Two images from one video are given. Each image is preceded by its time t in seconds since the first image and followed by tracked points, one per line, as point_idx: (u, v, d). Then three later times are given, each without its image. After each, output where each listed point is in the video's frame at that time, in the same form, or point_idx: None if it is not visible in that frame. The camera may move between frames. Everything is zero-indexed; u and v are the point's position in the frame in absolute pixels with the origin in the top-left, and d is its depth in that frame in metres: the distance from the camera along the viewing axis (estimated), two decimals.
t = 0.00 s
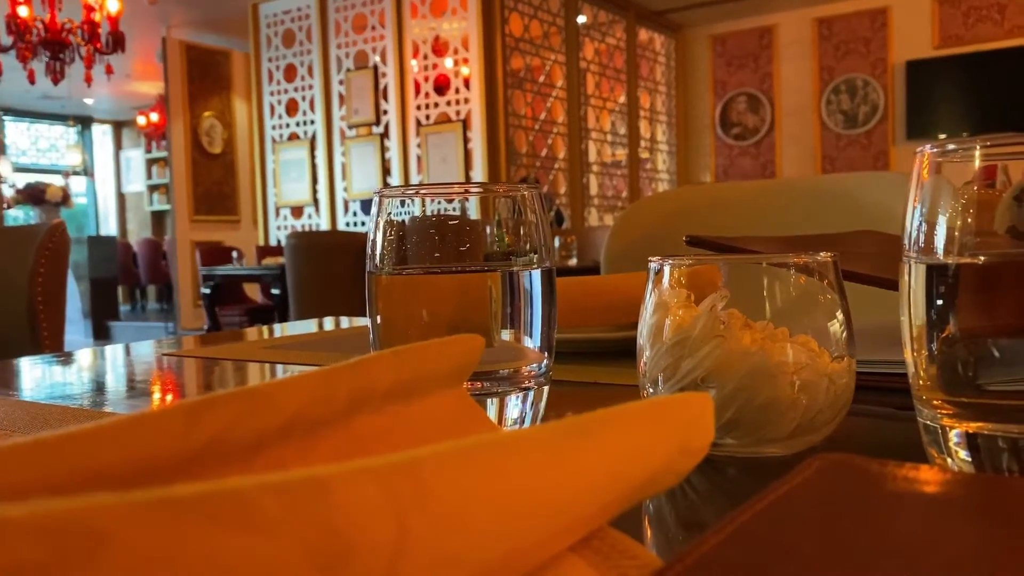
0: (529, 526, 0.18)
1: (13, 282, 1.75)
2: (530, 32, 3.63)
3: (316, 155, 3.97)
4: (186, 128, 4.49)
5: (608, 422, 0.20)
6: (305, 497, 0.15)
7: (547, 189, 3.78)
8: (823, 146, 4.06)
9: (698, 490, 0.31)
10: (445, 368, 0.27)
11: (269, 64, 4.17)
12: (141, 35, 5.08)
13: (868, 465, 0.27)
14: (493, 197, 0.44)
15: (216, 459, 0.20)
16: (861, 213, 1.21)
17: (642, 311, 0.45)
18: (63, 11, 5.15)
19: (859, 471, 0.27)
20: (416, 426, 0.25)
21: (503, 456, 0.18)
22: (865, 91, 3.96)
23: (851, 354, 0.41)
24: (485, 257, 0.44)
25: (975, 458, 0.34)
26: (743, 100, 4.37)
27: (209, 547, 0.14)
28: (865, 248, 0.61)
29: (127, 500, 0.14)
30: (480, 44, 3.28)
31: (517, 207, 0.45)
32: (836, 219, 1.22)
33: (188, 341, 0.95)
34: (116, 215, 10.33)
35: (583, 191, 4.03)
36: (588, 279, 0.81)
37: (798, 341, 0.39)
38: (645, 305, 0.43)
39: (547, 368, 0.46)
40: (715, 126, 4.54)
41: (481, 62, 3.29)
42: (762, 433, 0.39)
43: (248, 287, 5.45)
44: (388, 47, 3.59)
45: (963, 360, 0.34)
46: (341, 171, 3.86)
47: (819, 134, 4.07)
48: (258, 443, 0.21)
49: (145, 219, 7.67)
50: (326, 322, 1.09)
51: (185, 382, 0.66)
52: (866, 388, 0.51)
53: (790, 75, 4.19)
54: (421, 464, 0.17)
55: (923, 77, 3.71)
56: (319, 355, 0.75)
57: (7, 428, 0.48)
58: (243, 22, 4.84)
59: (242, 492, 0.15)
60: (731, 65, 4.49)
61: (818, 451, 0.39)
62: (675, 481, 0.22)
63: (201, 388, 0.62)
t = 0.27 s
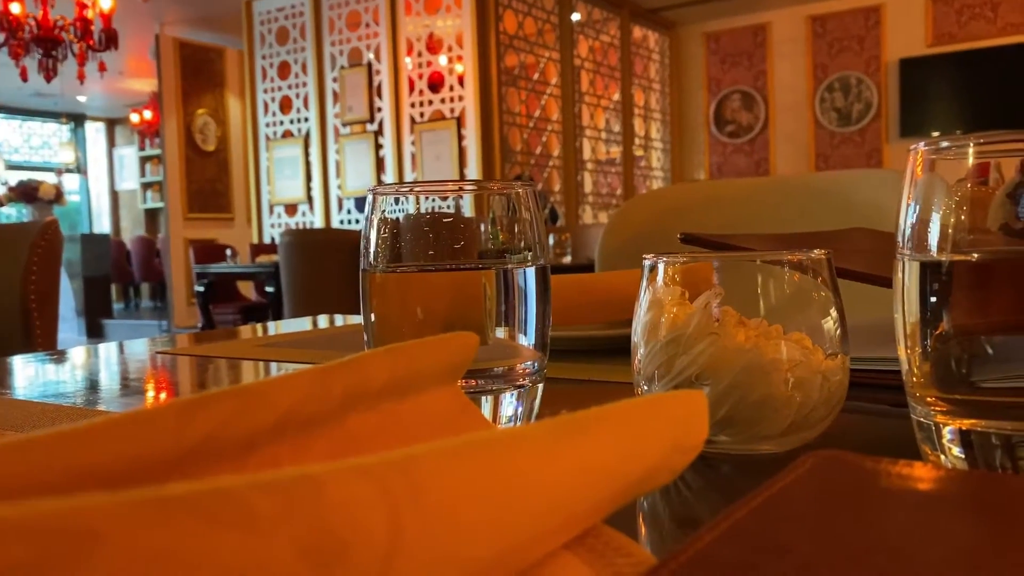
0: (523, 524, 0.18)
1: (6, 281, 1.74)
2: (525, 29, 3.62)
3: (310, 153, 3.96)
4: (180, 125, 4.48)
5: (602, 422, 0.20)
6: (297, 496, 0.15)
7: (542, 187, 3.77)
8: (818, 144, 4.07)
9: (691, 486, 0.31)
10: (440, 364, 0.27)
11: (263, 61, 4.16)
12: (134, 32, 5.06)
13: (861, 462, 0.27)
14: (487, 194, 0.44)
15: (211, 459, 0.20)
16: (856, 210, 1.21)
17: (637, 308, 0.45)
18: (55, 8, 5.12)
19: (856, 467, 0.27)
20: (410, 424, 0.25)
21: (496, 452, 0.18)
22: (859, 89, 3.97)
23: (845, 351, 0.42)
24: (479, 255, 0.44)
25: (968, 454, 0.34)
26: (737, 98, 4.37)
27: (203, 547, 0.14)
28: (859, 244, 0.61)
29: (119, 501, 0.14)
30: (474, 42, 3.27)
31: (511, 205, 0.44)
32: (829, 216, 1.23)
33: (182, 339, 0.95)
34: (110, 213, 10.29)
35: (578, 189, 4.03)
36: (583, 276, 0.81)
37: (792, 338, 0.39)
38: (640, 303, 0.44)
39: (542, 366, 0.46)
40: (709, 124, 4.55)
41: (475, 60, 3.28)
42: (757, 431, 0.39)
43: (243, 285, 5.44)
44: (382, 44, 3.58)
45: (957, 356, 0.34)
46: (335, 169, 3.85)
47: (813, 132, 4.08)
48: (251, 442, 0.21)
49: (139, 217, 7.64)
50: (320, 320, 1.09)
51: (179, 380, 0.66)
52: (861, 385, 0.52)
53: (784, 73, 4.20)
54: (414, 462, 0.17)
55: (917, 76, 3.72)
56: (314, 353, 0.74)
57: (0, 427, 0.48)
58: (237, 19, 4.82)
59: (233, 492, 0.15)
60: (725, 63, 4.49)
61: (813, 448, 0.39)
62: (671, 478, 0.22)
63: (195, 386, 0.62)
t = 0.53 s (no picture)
0: (516, 523, 0.18)
1: None
2: (519, 27, 3.61)
3: (303, 150, 3.95)
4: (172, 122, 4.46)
5: (597, 420, 0.20)
6: (292, 495, 0.15)
7: (536, 185, 3.77)
8: (811, 141, 4.07)
9: (685, 484, 0.31)
10: (433, 362, 0.27)
11: (256, 58, 4.15)
12: (127, 29, 5.03)
13: (855, 459, 0.27)
14: (481, 192, 0.43)
15: (204, 457, 0.20)
16: (850, 209, 1.21)
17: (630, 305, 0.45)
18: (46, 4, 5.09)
19: (850, 463, 0.27)
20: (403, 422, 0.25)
21: (490, 451, 0.18)
22: (852, 86, 3.98)
23: (839, 348, 0.42)
24: (473, 253, 0.44)
25: (961, 452, 0.34)
26: (731, 96, 4.37)
27: (197, 548, 0.14)
28: (852, 242, 0.61)
29: (112, 501, 0.14)
30: (468, 39, 3.27)
31: (505, 202, 0.44)
32: (824, 214, 1.23)
33: (175, 336, 0.95)
34: (102, 210, 10.24)
35: (572, 186, 4.03)
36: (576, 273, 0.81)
37: (786, 335, 0.40)
38: (634, 300, 0.44)
39: (535, 364, 0.46)
40: (703, 122, 4.55)
41: (469, 57, 3.28)
42: (749, 427, 0.39)
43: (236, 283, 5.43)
44: (375, 41, 3.57)
45: (951, 353, 0.35)
46: (328, 166, 3.84)
47: (807, 129, 4.08)
48: (246, 439, 0.21)
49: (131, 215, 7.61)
50: (314, 318, 1.09)
51: (173, 378, 0.65)
52: (854, 382, 0.52)
53: (778, 71, 4.20)
54: (408, 459, 0.17)
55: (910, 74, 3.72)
56: (307, 351, 0.74)
57: None
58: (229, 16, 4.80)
59: (226, 491, 0.15)
60: (718, 61, 4.49)
61: (806, 445, 0.40)
62: (665, 475, 0.22)
63: (188, 384, 0.62)
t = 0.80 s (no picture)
0: (510, 521, 0.18)
1: None
2: (512, 24, 3.61)
3: (296, 148, 3.95)
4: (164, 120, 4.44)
5: (588, 417, 0.20)
6: (282, 496, 0.15)
7: (529, 182, 3.78)
8: (803, 139, 4.09)
9: (678, 482, 0.31)
10: (425, 361, 0.27)
11: (249, 56, 4.14)
12: (118, 26, 5.01)
13: (848, 457, 0.27)
14: (473, 190, 0.43)
15: (194, 457, 0.20)
16: (842, 205, 1.21)
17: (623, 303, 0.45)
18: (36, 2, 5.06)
19: (842, 462, 0.27)
20: (394, 421, 0.25)
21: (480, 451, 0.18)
22: (844, 84, 3.99)
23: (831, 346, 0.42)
24: (466, 251, 0.44)
25: (952, 449, 0.34)
26: (723, 94, 4.38)
27: (187, 546, 0.14)
28: (844, 240, 0.61)
29: (101, 500, 0.14)
30: (461, 37, 3.26)
31: (498, 200, 0.44)
32: (815, 211, 1.23)
33: (166, 335, 0.94)
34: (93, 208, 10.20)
35: (565, 184, 4.04)
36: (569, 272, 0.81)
37: (778, 333, 0.39)
38: (627, 298, 0.44)
39: (528, 362, 0.46)
40: (696, 119, 4.56)
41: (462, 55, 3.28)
42: (742, 426, 0.39)
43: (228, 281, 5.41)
44: (368, 39, 3.57)
45: (942, 351, 0.35)
46: (321, 164, 3.83)
47: (799, 127, 4.10)
48: (235, 439, 0.21)
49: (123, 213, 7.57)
50: (306, 316, 1.08)
51: (165, 377, 0.65)
52: (845, 379, 0.52)
53: (770, 68, 4.22)
54: (400, 459, 0.17)
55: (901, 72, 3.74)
56: (300, 349, 0.74)
57: None
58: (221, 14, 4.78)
59: (215, 491, 0.14)
60: (711, 58, 4.50)
61: (798, 443, 0.40)
62: (656, 473, 0.22)
63: (180, 382, 0.62)
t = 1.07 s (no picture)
0: (503, 520, 0.18)
1: None
2: (505, 23, 3.61)
3: (288, 146, 3.94)
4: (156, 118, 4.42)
5: (581, 416, 0.20)
6: (275, 494, 0.15)
7: (522, 181, 3.77)
8: (796, 137, 4.09)
9: (671, 480, 0.31)
10: (417, 360, 0.27)
11: (241, 54, 4.12)
12: (109, 24, 4.99)
13: (840, 456, 0.27)
14: (467, 188, 0.43)
15: (186, 455, 0.19)
16: (834, 204, 1.22)
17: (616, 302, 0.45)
18: None
19: (834, 460, 0.27)
20: (386, 420, 0.25)
21: (473, 449, 0.18)
22: (836, 83, 4.00)
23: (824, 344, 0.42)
24: (459, 250, 0.44)
25: (945, 446, 0.34)
26: (716, 92, 4.38)
27: (178, 548, 0.14)
28: (836, 238, 0.62)
29: (92, 502, 0.14)
30: (454, 35, 3.26)
31: (491, 198, 0.44)
32: (807, 210, 1.23)
33: (159, 334, 0.94)
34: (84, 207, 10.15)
35: (558, 182, 4.03)
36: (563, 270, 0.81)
37: (770, 331, 0.40)
38: (620, 296, 0.44)
39: (521, 360, 0.46)
40: (689, 118, 4.56)
41: (455, 53, 3.27)
42: (734, 424, 0.39)
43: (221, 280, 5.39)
44: (361, 37, 3.56)
45: (934, 349, 0.35)
46: (314, 162, 3.82)
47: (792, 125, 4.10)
48: (227, 439, 0.20)
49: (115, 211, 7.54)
50: (299, 315, 1.08)
51: (158, 376, 0.65)
52: (838, 377, 0.52)
53: (762, 67, 4.22)
54: (390, 459, 0.17)
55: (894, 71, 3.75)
56: (294, 347, 0.74)
57: None
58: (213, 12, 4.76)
59: (206, 491, 0.14)
60: (704, 57, 4.50)
61: (790, 441, 0.40)
62: (650, 472, 0.22)
63: (173, 381, 0.61)
